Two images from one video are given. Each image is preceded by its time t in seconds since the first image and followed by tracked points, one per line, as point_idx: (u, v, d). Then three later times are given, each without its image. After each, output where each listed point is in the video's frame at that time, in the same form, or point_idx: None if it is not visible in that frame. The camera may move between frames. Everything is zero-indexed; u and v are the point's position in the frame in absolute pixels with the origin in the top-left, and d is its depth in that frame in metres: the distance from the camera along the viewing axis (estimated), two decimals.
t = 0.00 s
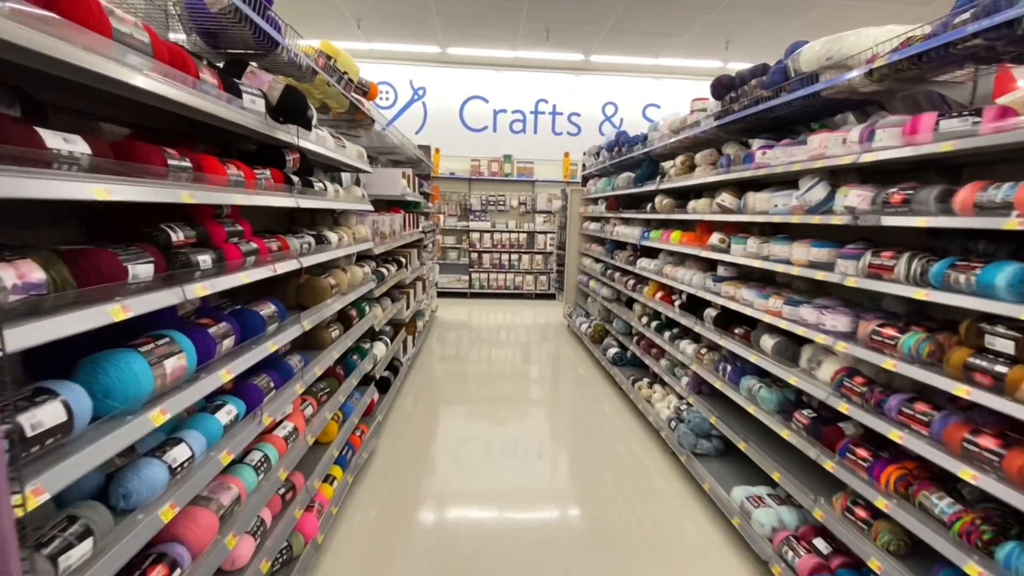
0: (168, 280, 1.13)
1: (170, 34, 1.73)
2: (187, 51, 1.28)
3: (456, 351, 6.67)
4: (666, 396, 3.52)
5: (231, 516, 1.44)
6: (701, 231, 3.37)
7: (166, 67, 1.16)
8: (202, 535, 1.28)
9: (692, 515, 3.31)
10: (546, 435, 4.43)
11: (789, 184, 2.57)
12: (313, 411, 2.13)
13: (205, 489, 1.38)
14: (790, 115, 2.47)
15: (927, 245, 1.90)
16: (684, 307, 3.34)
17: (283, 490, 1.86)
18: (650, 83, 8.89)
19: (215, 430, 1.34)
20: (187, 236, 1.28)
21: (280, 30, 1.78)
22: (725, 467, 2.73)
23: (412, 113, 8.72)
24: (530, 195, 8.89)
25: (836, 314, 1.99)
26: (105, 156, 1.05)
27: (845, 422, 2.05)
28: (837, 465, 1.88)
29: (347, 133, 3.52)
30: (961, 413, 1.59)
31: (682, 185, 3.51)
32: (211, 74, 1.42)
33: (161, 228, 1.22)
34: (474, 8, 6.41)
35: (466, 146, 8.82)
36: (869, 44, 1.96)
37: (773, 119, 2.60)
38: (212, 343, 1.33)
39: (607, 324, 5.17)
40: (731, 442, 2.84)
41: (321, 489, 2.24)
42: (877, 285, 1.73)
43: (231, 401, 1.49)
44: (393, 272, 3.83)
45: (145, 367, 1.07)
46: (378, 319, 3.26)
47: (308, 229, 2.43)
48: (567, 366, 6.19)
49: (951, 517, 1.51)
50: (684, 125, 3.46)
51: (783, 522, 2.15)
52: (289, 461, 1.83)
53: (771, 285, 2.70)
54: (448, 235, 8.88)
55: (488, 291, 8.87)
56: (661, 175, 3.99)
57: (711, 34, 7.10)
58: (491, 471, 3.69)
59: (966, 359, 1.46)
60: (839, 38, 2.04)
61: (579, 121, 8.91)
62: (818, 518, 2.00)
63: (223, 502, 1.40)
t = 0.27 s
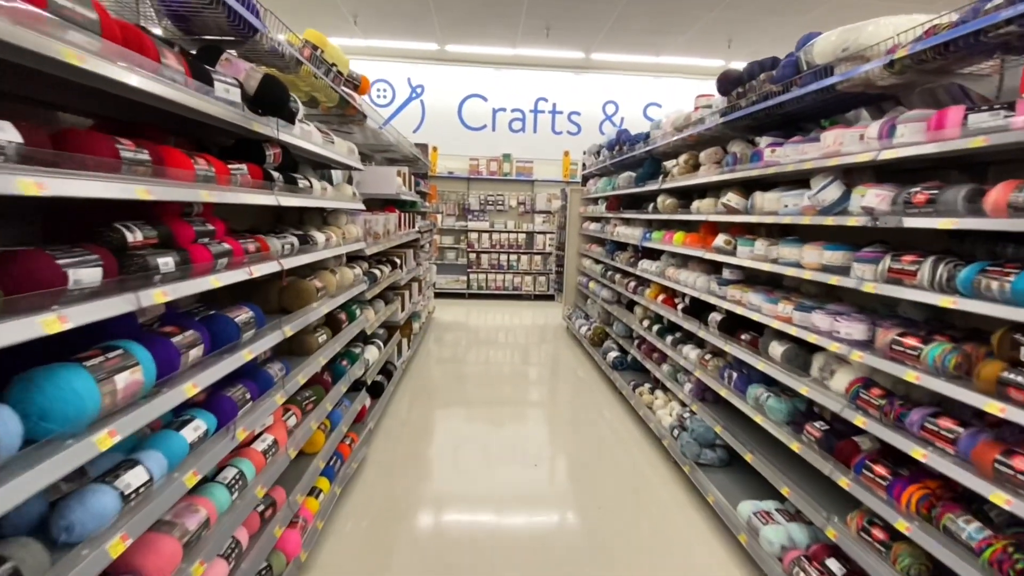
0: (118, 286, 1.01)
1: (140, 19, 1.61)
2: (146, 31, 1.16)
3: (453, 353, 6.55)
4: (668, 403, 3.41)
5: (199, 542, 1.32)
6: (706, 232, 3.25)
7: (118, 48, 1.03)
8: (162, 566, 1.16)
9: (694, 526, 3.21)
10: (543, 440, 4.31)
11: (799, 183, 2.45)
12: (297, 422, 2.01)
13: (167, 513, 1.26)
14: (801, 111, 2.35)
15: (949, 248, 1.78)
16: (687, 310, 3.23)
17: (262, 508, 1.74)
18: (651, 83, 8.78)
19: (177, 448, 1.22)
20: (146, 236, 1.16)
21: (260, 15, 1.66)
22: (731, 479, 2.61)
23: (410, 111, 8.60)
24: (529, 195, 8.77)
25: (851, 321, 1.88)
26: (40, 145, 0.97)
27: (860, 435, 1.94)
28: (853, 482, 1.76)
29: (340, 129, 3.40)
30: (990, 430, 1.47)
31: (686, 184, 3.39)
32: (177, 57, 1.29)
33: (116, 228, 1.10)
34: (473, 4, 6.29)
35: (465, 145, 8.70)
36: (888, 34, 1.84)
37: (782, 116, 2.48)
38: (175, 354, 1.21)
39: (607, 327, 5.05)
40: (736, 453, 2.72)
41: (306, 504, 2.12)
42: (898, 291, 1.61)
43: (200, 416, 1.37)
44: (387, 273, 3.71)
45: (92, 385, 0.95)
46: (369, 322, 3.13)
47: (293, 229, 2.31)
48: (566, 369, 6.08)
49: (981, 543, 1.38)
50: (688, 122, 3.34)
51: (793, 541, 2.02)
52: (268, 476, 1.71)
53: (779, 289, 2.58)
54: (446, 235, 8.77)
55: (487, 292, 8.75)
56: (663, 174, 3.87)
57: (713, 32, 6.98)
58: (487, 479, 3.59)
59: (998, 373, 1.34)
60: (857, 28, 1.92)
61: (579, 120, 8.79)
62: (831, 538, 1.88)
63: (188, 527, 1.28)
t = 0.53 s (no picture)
0: (60, 292, 0.90)
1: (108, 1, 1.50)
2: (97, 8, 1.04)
3: (450, 354, 6.43)
4: (670, 408, 3.29)
5: (163, 570, 1.20)
6: (711, 233, 3.14)
7: (62, 24, 0.92)
8: None
9: (697, 535, 3.10)
10: (541, 443, 4.21)
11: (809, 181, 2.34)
12: (279, 432, 1.90)
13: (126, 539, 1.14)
14: (812, 105, 2.24)
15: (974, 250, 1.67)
16: (690, 313, 3.12)
17: (240, 526, 1.63)
18: (652, 81, 8.66)
19: (135, 469, 1.12)
20: (98, 236, 1.04)
21: None
22: (737, 490, 2.50)
23: (407, 108, 8.47)
24: (528, 194, 8.65)
25: (867, 327, 1.77)
26: None
27: (877, 448, 1.83)
28: (870, 499, 1.65)
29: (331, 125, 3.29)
30: None
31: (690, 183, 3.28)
32: (135, 37, 1.16)
33: (62, 226, 0.98)
34: None
35: (463, 143, 8.58)
36: (909, 21, 1.73)
37: (792, 110, 2.37)
38: (135, 367, 1.10)
39: (607, 328, 4.94)
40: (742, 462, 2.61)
41: (289, 518, 2.01)
42: (921, 296, 1.50)
43: (166, 431, 1.26)
44: (380, 273, 3.60)
45: (26, 406, 0.83)
46: (361, 324, 3.02)
47: (278, 227, 2.19)
48: (565, 371, 5.97)
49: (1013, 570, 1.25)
50: (691, 118, 3.23)
51: (805, 558, 1.91)
52: (247, 492, 1.60)
53: (787, 292, 2.47)
54: (444, 235, 8.65)
55: (485, 292, 8.64)
56: (666, 172, 3.76)
57: (715, 29, 6.87)
58: (483, 485, 3.49)
59: None
60: (875, 15, 1.81)
61: (579, 118, 8.68)
62: (846, 557, 1.76)
63: (149, 554, 1.16)
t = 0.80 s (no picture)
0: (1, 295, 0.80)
1: None
2: None
3: (448, 354, 6.33)
4: (675, 412, 3.20)
5: None
6: (718, 231, 3.04)
7: None
8: None
9: (703, 543, 3.01)
10: (541, 445, 4.11)
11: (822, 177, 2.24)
12: (266, 442, 1.80)
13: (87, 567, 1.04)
14: (826, 97, 2.14)
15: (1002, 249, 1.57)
16: (695, 314, 3.02)
17: (222, 544, 1.53)
18: (653, 77, 8.56)
19: (97, 489, 1.02)
20: (50, 233, 0.94)
21: None
22: (745, 500, 2.40)
23: (405, 105, 8.36)
24: (527, 192, 8.55)
25: (888, 331, 1.67)
26: None
27: (897, 459, 1.73)
28: (892, 514, 1.55)
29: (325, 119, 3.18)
30: None
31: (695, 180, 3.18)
32: (94, 14, 1.06)
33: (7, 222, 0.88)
34: None
35: (461, 140, 8.47)
36: (934, 5, 1.62)
37: (804, 103, 2.27)
38: (94, 378, 1.00)
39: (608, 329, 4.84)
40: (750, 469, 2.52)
41: (277, 531, 1.91)
42: (949, 298, 1.40)
43: (134, 447, 1.16)
44: (375, 273, 3.49)
45: None
46: (355, 326, 2.92)
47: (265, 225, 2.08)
48: (566, 372, 5.88)
49: None
50: (697, 112, 3.12)
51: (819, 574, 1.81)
52: (228, 508, 1.50)
53: (798, 293, 2.37)
54: (442, 233, 8.54)
55: (484, 292, 8.53)
56: (670, 169, 3.66)
57: (718, 25, 6.76)
58: (482, 489, 3.39)
59: None
60: None
61: (579, 115, 8.57)
62: (865, 573, 1.66)
63: None
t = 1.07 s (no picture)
0: None
1: None
2: None
3: (447, 355, 6.22)
4: (681, 417, 3.08)
5: None
6: (727, 229, 2.93)
7: None
8: None
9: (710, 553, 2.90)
10: (542, 448, 3.99)
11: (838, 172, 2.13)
12: (251, 455, 1.69)
13: None
14: (843, 88, 2.03)
15: None
16: (703, 315, 2.90)
17: (201, 568, 1.41)
18: (654, 74, 8.44)
19: (51, 520, 0.91)
20: None
21: None
22: (757, 510, 2.29)
23: (402, 102, 8.24)
24: (527, 190, 8.43)
25: (915, 335, 1.57)
26: None
27: (925, 472, 1.62)
28: (922, 533, 1.44)
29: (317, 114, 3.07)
30: None
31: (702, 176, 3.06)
32: None
33: None
34: None
35: (460, 138, 8.35)
36: None
37: (819, 94, 2.16)
38: (47, 396, 0.89)
39: (610, 329, 4.73)
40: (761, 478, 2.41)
41: (264, 548, 1.80)
42: (986, 301, 1.28)
43: (97, 470, 1.05)
44: (371, 273, 3.37)
45: None
46: (349, 328, 2.80)
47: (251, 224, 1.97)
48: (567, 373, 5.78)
49: None
50: (704, 106, 3.01)
51: None
52: (207, 529, 1.39)
53: (812, 294, 2.26)
54: (441, 233, 8.43)
55: (483, 292, 8.42)
56: (675, 165, 3.54)
57: (720, 20, 6.65)
58: (481, 493, 3.28)
59: None
60: None
61: (579, 112, 8.45)
62: None
63: None
